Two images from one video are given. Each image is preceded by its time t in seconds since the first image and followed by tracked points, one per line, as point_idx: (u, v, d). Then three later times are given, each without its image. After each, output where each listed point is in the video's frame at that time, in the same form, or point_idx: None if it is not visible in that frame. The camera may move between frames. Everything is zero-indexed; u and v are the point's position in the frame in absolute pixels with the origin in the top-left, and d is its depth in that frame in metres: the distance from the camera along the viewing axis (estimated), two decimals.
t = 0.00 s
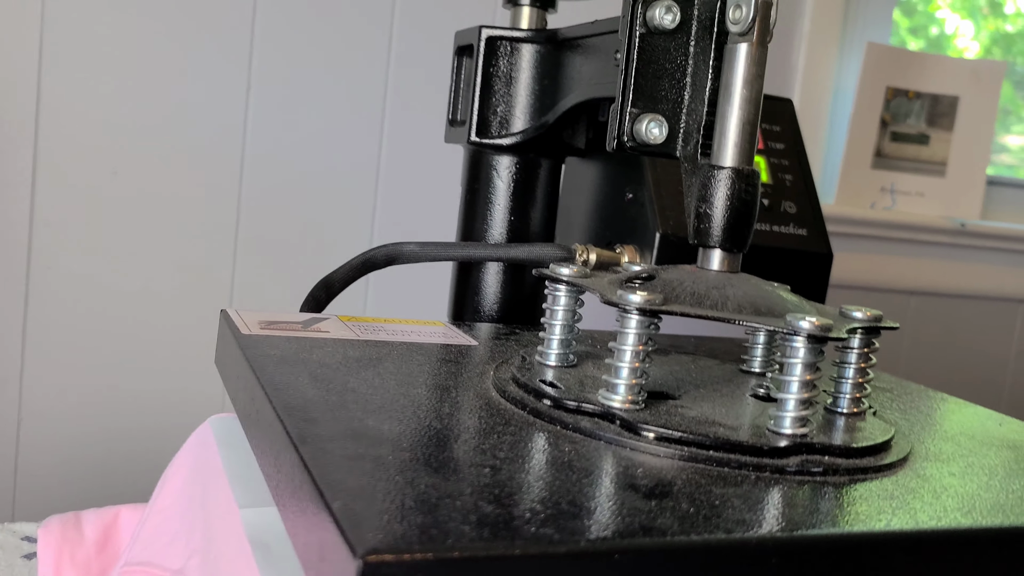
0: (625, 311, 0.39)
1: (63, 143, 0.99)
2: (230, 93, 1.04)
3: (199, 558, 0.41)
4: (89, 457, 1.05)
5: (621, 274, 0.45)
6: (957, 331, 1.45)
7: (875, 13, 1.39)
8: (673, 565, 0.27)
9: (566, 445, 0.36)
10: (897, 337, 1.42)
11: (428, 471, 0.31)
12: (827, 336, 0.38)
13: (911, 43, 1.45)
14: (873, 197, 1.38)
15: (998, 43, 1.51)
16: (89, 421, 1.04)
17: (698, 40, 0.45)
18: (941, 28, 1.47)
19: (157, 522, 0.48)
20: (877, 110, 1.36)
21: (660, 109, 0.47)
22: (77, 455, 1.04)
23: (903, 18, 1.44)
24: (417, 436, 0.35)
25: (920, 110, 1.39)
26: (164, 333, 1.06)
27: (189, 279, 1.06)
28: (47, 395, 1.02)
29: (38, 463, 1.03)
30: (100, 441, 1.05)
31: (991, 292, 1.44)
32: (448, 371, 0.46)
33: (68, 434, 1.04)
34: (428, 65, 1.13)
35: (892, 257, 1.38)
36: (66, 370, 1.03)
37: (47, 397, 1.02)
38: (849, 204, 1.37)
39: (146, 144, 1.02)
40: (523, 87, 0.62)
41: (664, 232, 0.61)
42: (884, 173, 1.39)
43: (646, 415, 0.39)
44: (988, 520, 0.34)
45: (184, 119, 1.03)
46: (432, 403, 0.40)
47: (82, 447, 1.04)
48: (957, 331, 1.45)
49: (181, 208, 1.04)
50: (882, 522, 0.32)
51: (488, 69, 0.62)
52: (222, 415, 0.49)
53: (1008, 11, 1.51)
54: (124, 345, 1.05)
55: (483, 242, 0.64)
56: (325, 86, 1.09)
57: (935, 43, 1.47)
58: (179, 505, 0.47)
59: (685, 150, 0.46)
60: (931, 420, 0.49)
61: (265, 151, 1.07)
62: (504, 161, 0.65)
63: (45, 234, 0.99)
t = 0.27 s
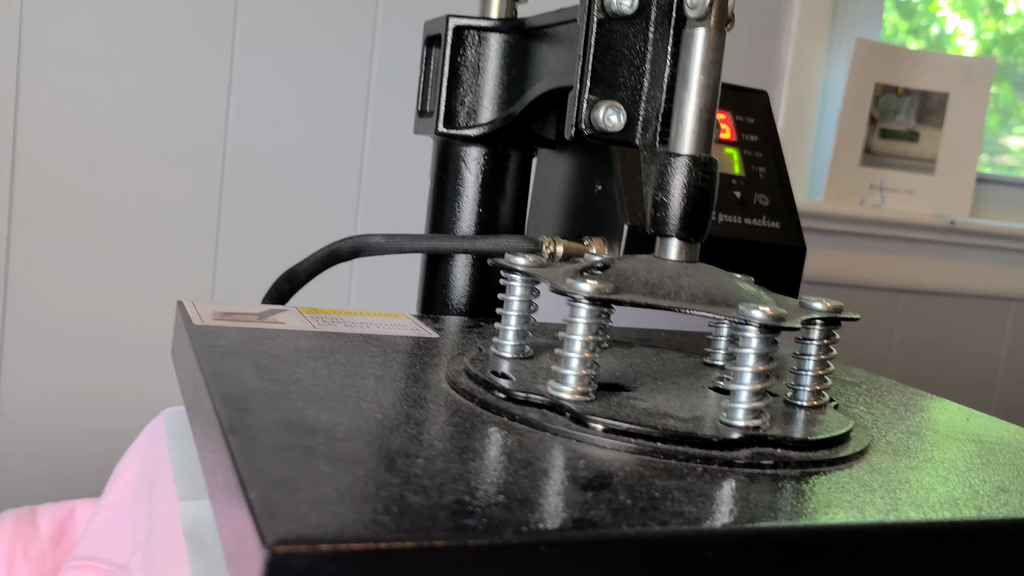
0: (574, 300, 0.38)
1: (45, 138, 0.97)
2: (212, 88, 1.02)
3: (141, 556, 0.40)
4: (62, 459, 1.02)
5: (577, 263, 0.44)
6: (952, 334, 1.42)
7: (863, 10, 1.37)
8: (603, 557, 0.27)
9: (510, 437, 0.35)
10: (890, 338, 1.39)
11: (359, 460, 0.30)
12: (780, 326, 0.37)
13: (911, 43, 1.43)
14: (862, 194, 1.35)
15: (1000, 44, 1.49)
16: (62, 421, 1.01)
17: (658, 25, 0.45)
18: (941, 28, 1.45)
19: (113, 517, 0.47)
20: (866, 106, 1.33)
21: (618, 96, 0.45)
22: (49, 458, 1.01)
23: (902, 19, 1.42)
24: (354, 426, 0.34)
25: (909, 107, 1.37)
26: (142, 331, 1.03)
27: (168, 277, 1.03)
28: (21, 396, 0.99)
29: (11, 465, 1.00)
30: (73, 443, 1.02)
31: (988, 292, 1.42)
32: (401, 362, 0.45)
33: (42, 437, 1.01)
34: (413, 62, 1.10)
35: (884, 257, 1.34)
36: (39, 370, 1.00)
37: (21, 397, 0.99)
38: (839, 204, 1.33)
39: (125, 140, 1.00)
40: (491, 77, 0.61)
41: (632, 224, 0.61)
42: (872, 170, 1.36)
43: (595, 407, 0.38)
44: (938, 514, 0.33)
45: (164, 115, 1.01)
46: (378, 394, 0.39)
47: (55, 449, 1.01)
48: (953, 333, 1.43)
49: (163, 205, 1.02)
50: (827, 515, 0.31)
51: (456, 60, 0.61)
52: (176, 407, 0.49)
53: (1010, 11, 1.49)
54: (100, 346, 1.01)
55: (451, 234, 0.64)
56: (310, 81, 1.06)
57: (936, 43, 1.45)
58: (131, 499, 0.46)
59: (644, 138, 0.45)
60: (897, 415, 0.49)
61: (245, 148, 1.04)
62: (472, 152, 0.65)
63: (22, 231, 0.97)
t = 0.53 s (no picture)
0: (505, 287, 0.36)
1: (12, 127, 0.90)
2: (184, 73, 0.94)
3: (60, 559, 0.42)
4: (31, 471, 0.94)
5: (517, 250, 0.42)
6: (977, 338, 1.32)
7: None
8: (504, 554, 0.25)
9: (432, 429, 0.34)
10: (914, 341, 1.28)
11: (260, 453, 0.29)
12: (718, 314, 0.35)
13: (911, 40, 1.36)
14: (848, 188, 1.26)
15: (999, 42, 1.43)
16: (33, 429, 0.94)
17: (602, 5, 0.44)
18: (940, 24, 1.38)
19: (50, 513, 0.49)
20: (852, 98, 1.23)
21: (561, 77, 0.45)
22: (19, 469, 0.94)
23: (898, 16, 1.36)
24: (265, 417, 0.32)
25: (897, 100, 1.27)
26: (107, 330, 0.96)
27: (141, 275, 0.96)
28: None
29: None
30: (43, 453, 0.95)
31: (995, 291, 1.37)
32: (337, 353, 0.44)
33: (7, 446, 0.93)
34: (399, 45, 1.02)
35: (892, 255, 1.25)
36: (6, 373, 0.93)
37: None
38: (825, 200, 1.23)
39: (95, 129, 0.92)
40: (446, 62, 0.60)
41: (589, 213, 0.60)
42: (859, 164, 1.26)
43: (527, 398, 0.37)
44: (874, 509, 0.32)
45: (137, 103, 0.93)
46: (303, 384, 0.37)
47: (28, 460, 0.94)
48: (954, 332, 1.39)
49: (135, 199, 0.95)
50: (754, 510, 0.30)
51: (411, 45, 0.60)
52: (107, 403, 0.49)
53: (1010, 8, 1.42)
54: (73, 350, 0.94)
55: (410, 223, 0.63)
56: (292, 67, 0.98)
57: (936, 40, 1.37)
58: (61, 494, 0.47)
59: (589, 120, 0.44)
60: (854, 408, 0.47)
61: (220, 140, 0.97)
62: (430, 140, 0.64)
63: None
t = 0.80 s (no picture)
0: (513, 265, 0.36)
1: (24, 111, 0.90)
2: (194, 55, 0.94)
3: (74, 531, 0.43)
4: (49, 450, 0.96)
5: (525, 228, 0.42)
6: (987, 317, 1.31)
7: None
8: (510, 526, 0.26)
9: (441, 404, 0.34)
10: (923, 321, 1.28)
11: (270, 428, 0.29)
12: (725, 291, 0.35)
13: (927, 17, 1.34)
14: (860, 166, 1.24)
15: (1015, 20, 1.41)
16: (50, 410, 0.95)
17: None
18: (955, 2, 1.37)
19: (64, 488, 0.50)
20: (863, 78, 1.22)
21: (569, 55, 0.47)
22: (36, 448, 0.95)
23: None
24: (275, 393, 0.33)
25: (909, 78, 1.25)
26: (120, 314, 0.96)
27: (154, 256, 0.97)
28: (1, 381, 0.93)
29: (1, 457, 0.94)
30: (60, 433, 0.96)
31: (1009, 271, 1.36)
32: (347, 331, 0.44)
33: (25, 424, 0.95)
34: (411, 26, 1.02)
35: (907, 234, 1.24)
36: (24, 355, 0.94)
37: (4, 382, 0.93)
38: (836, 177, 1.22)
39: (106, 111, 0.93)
40: (454, 41, 0.59)
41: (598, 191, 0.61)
42: (870, 142, 1.25)
43: (535, 374, 0.37)
44: (880, 483, 0.32)
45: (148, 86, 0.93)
46: (313, 361, 0.38)
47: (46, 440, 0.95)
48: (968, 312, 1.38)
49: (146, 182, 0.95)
50: (760, 484, 0.30)
51: (418, 24, 0.60)
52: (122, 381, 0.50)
53: None
54: (89, 332, 0.95)
55: (418, 203, 0.63)
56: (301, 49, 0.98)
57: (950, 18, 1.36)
58: (75, 470, 0.48)
59: (596, 98, 0.46)
60: (863, 385, 0.47)
61: (230, 124, 0.97)
62: (439, 119, 0.64)
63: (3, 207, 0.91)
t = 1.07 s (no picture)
0: (543, 212, 0.36)
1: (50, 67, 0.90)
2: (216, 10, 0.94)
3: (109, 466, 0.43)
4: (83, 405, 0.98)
5: (552, 177, 0.42)
6: (1017, 272, 1.29)
7: None
8: (541, 468, 0.26)
9: (471, 352, 0.35)
10: (953, 276, 1.26)
11: (302, 372, 0.29)
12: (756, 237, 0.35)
13: None
14: (889, 122, 1.19)
15: None
16: (84, 365, 0.97)
17: None
18: None
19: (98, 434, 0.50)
20: (893, 29, 1.15)
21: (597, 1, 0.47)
22: (72, 403, 0.97)
23: None
24: (306, 340, 0.33)
25: (941, 29, 1.19)
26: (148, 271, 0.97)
27: (181, 213, 0.97)
28: (35, 337, 0.95)
29: (39, 411, 0.96)
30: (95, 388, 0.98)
31: None
32: (375, 282, 0.44)
33: (61, 380, 0.96)
34: None
35: (938, 188, 1.21)
36: (57, 311, 0.95)
37: (38, 338, 0.95)
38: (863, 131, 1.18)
39: (130, 68, 0.92)
40: None
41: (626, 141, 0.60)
42: (900, 97, 1.19)
43: (564, 322, 0.37)
44: (912, 429, 0.31)
45: (171, 42, 0.93)
46: (342, 309, 0.38)
47: (80, 395, 0.97)
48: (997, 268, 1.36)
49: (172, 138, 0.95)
50: (791, 430, 0.30)
51: None
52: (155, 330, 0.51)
53: None
54: (118, 288, 0.96)
55: (443, 155, 0.63)
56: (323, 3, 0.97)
57: None
58: (108, 420, 0.49)
59: (625, 46, 0.45)
60: (892, 335, 0.47)
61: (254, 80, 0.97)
62: (464, 71, 0.63)
63: (32, 164, 0.91)
